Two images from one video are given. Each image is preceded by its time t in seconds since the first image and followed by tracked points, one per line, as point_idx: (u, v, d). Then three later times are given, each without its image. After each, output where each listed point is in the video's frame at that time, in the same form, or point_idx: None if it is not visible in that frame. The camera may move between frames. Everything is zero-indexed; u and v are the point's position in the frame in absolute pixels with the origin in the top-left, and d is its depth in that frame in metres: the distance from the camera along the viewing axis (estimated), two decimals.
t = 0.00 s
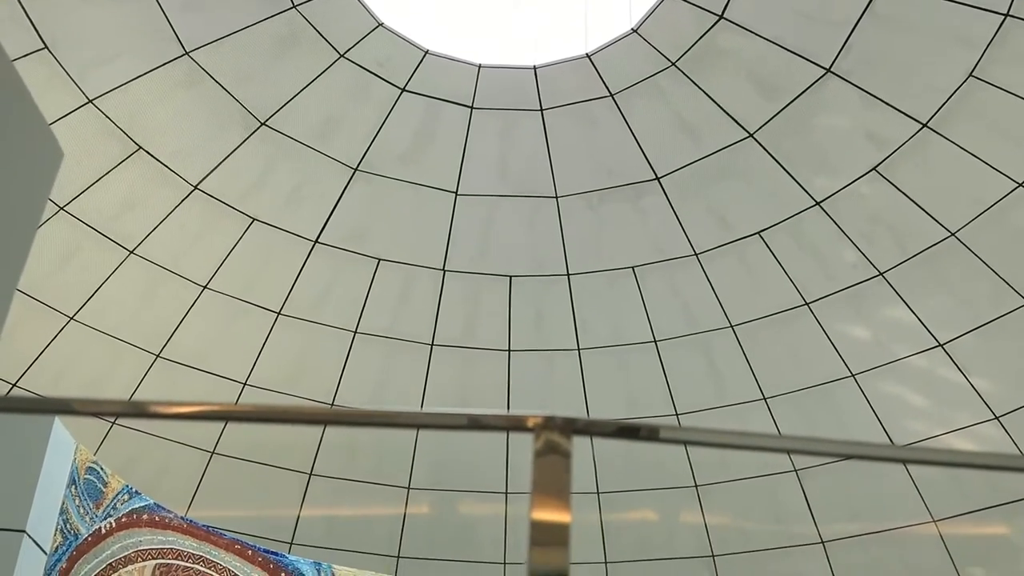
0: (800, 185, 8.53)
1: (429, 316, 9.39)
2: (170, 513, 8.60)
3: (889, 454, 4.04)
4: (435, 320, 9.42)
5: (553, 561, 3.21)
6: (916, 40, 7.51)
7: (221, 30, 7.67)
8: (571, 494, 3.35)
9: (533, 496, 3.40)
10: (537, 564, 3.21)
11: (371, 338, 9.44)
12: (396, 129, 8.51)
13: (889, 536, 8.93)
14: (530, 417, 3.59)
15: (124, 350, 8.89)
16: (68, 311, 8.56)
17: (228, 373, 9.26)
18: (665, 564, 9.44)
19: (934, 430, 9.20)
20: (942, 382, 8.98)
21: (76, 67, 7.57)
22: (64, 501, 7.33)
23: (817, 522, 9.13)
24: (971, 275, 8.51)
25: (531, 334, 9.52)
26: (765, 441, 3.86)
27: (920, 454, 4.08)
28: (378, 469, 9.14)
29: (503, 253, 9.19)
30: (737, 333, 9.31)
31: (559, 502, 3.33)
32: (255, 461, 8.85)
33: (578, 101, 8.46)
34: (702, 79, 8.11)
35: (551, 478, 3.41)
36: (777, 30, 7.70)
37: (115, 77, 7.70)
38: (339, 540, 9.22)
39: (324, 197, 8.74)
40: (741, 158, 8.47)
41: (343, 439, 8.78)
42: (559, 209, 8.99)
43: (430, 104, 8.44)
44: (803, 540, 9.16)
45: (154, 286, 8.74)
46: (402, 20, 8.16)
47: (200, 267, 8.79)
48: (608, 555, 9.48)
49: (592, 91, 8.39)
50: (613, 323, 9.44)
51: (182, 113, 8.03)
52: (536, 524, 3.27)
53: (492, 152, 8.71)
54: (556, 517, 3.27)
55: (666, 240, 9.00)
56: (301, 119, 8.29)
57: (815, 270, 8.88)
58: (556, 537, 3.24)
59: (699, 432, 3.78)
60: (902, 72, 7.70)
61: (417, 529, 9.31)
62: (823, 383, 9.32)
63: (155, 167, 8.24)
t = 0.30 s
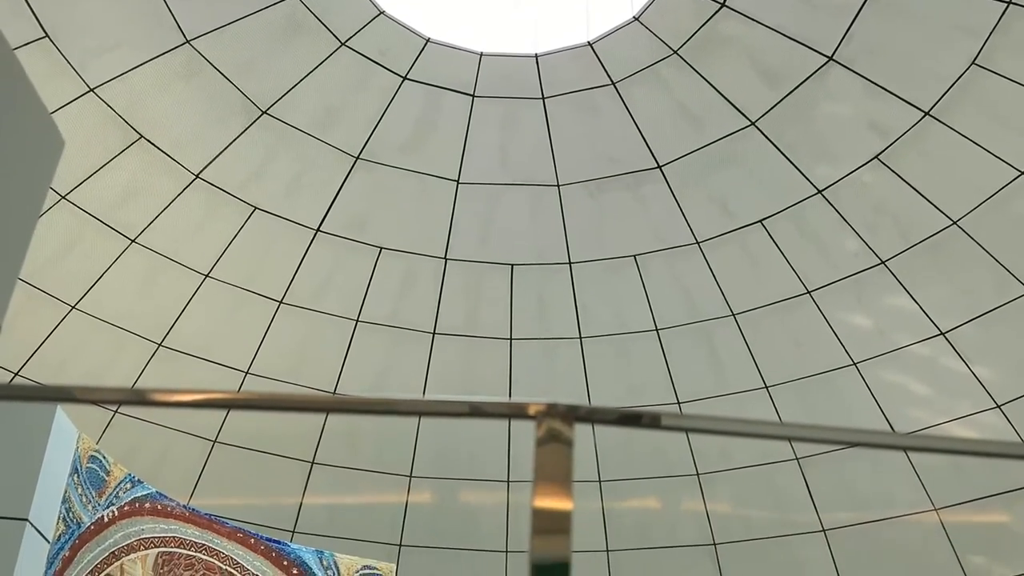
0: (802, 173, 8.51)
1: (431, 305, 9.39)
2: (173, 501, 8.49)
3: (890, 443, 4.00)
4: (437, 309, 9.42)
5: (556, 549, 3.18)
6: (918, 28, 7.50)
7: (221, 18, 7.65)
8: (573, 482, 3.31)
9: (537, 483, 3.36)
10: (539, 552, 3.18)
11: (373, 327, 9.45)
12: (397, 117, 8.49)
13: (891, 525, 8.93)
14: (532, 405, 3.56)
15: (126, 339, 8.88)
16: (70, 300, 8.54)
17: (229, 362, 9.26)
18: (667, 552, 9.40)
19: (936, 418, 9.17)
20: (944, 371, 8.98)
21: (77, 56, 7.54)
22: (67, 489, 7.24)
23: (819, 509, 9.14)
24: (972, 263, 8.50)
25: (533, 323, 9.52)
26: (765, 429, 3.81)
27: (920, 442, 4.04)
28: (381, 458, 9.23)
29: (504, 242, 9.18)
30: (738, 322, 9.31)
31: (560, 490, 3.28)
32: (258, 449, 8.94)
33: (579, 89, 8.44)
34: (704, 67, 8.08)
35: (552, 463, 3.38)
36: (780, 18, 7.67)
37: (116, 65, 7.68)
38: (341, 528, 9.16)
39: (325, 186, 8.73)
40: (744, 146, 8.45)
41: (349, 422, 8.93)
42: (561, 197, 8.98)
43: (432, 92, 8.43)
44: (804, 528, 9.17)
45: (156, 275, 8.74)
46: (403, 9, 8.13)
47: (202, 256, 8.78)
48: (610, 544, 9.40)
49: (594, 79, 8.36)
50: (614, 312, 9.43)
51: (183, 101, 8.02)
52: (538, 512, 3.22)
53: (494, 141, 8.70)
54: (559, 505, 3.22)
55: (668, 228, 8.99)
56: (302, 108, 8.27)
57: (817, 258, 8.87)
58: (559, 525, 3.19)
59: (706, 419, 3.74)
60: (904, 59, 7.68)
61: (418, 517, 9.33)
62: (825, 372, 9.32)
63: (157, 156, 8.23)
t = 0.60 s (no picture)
0: (804, 162, 8.49)
1: (433, 294, 9.39)
2: (176, 491, 8.54)
3: (891, 430, 4.03)
4: (439, 297, 9.41)
5: (557, 537, 3.23)
6: (921, 15, 7.50)
7: (223, 7, 7.65)
8: (577, 470, 3.38)
9: (538, 471, 3.41)
10: (540, 539, 3.23)
11: (376, 317, 9.45)
12: (399, 106, 8.48)
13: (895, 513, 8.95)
14: (535, 392, 3.60)
15: (128, 328, 8.86)
16: (73, 289, 8.53)
17: (232, 351, 9.25)
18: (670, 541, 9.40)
19: (939, 407, 9.16)
20: (947, 360, 8.98)
21: (79, 45, 7.53)
22: (70, 478, 7.22)
23: (822, 497, 9.16)
24: (975, 252, 8.50)
25: (535, 312, 9.51)
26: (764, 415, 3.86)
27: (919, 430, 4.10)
28: (384, 447, 9.24)
29: (507, 231, 9.18)
30: (740, 311, 9.30)
31: (562, 478, 3.35)
32: (262, 439, 8.93)
33: (582, 78, 8.43)
34: (706, 55, 8.07)
35: (553, 450, 3.43)
36: (782, 6, 7.66)
37: (118, 54, 7.68)
38: (344, 517, 9.18)
39: (327, 175, 8.73)
40: (746, 134, 8.43)
41: (349, 413, 8.84)
42: (564, 186, 8.97)
43: (434, 81, 8.43)
44: (807, 516, 9.19)
45: (159, 264, 8.73)
46: None
47: (204, 245, 8.78)
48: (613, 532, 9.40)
49: (596, 68, 8.35)
50: (617, 301, 9.43)
51: (185, 90, 8.01)
52: (540, 499, 3.28)
53: (496, 130, 8.69)
54: (561, 493, 3.29)
55: (671, 217, 8.98)
56: (305, 97, 8.27)
57: (820, 246, 8.87)
58: (559, 513, 3.26)
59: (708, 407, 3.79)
60: (907, 47, 7.67)
61: (421, 506, 9.35)
62: (828, 361, 9.31)
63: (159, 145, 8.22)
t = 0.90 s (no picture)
0: (807, 149, 8.47)
1: (436, 282, 9.37)
2: (179, 479, 8.44)
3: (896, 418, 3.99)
4: (441, 286, 9.40)
5: (562, 526, 3.11)
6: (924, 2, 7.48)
7: None
8: (579, 459, 3.28)
9: (541, 461, 3.31)
10: (545, 528, 3.11)
11: (378, 306, 9.44)
12: (401, 94, 8.46)
13: (899, 501, 8.96)
14: (537, 379, 3.52)
15: (132, 317, 8.85)
16: (75, 278, 8.52)
17: (233, 341, 9.24)
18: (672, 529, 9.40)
19: (942, 395, 9.16)
20: (949, 348, 8.98)
21: (80, 35, 7.52)
22: (74, 467, 7.04)
23: (825, 487, 9.13)
24: (979, 240, 8.48)
25: (538, 301, 9.50)
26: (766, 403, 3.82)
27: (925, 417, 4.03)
28: (387, 435, 9.29)
29: (509, 219, 9.16)
30: (743, 299, 9.29)
31: (567, 467, 3.26)
32: (265, 427, 8.98)
33: (583, 66, 8.41)
34: (708, 43, 8.05)
35: (561, 438, 3.34)
36: None
37: (120, 43, 7.67)
38: (347, 505, 9.21)
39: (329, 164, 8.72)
40: (749, 122, 8.41)
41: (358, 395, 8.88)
42: (566, 174, 8.96)
43: (436, 69, 8.41)
44: (809, 504, 9.18)
45: (162, 253, 8.72)
46: None
47: (206, 235, 8.77)
48: (615, 519, 9.35)
49: (599, 56, 8.33)
50: (620, 289, 9.41)
51: (186, 79, 8.00)
52: (546, 486, 3.18)
53: (498, 118, 8.68)
54: (564, 481, 3.19)
55: (673, 205, 8.97)
56: (307, 85, 8.26)
57: (822, 235, 8.86)
58: (566, 501, 3.16)
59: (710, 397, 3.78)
60: (911, 34, 7.65)
61: (424, 494, 9.39)
62: (830, 349, 9.31)
63: (161, 134, 8.21)
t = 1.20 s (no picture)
0: (811, 138, 8.46)
1: (438, 270, 9.37)
2: (181, 468, 8.35)
3: (900, 405, 3.90)
4: (444, 274, 9.40)
5: (564, 513, 3.03)
6: None
7: None
8: (583, 446, 3.20)
9: (543, 446, 3.23)
10: (546, 515, 3.04)
11: (381, 294, 9.44)
12: (404, 83, 8.47)
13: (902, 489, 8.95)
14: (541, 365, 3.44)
15: (135, 306, 8.82)
16: (78, 267, 8.49)
17: (236, 330, 9.23)
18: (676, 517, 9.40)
19: (945, 383, 9.15)
20: (952, 336, 8.97)
21: (82, 24, 7.52)
22: (77, 456, 7.04)
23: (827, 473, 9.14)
24: (982, 228, 8.47)
25: (541, 289, 9.50)
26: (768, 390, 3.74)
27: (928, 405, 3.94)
28: (390, 422, 9.32)
29: (513, 207, 9.15)
30: (746, 288, 9.29)
31: (569, 453, 3.16)
32: (268, 415, 9.01)
33: (587, 54, 8.40)
34: (711, 31, 8.04)
35: (562, 423, 3.27)
36: None
37: (123, 32, 7.67)
38: (350, 494, 9.20)
39: (331, 152, 8.71)
40: (752, 110, 8.40)
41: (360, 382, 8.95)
42: (569, 162, 8.94)
43: (439, 57, 8.41)
44: (812, 492, 9.18)
45: (165, 243, 8.72)
46: None
47: (210, 223, 8.77)
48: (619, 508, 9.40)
49: (602, 44, 8.32)
50: (623, 277, 9.41)
51: (188, 68, 8.01)
52: (546, 474, 3.10)
53: (501, 106, 8.68)
54: (569, 468, 3.10)
55: (676, 193, 8.95)
56: (309, 74, 8.26)
57: (824, 223, 8.85)
58: (567, 488, 3.06)
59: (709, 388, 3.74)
60: (914, 22, 7.63)
61: (428, 482, 9.40)
62: (833, 337, 9.30)
63: (163, 123, 8.20)
